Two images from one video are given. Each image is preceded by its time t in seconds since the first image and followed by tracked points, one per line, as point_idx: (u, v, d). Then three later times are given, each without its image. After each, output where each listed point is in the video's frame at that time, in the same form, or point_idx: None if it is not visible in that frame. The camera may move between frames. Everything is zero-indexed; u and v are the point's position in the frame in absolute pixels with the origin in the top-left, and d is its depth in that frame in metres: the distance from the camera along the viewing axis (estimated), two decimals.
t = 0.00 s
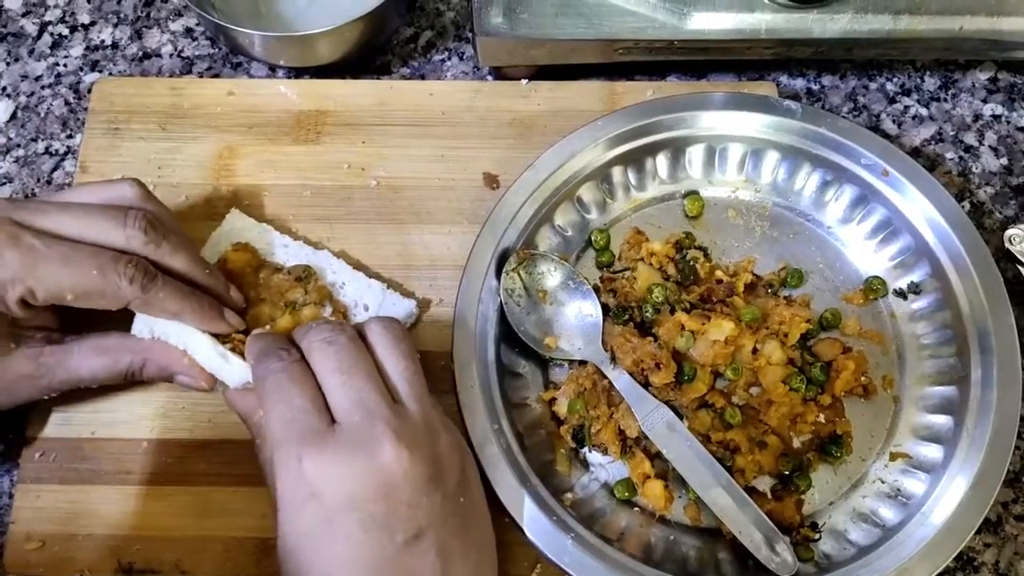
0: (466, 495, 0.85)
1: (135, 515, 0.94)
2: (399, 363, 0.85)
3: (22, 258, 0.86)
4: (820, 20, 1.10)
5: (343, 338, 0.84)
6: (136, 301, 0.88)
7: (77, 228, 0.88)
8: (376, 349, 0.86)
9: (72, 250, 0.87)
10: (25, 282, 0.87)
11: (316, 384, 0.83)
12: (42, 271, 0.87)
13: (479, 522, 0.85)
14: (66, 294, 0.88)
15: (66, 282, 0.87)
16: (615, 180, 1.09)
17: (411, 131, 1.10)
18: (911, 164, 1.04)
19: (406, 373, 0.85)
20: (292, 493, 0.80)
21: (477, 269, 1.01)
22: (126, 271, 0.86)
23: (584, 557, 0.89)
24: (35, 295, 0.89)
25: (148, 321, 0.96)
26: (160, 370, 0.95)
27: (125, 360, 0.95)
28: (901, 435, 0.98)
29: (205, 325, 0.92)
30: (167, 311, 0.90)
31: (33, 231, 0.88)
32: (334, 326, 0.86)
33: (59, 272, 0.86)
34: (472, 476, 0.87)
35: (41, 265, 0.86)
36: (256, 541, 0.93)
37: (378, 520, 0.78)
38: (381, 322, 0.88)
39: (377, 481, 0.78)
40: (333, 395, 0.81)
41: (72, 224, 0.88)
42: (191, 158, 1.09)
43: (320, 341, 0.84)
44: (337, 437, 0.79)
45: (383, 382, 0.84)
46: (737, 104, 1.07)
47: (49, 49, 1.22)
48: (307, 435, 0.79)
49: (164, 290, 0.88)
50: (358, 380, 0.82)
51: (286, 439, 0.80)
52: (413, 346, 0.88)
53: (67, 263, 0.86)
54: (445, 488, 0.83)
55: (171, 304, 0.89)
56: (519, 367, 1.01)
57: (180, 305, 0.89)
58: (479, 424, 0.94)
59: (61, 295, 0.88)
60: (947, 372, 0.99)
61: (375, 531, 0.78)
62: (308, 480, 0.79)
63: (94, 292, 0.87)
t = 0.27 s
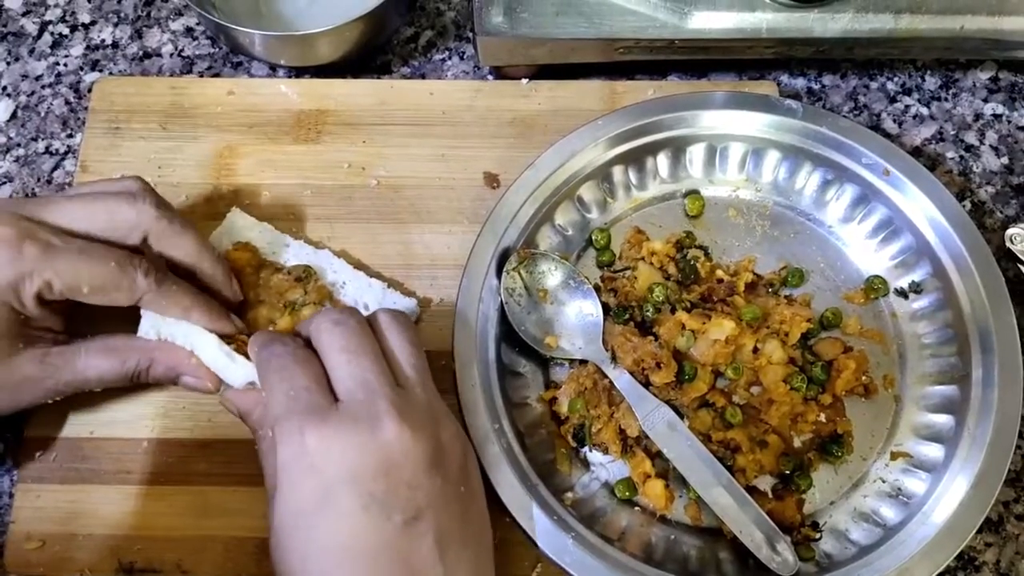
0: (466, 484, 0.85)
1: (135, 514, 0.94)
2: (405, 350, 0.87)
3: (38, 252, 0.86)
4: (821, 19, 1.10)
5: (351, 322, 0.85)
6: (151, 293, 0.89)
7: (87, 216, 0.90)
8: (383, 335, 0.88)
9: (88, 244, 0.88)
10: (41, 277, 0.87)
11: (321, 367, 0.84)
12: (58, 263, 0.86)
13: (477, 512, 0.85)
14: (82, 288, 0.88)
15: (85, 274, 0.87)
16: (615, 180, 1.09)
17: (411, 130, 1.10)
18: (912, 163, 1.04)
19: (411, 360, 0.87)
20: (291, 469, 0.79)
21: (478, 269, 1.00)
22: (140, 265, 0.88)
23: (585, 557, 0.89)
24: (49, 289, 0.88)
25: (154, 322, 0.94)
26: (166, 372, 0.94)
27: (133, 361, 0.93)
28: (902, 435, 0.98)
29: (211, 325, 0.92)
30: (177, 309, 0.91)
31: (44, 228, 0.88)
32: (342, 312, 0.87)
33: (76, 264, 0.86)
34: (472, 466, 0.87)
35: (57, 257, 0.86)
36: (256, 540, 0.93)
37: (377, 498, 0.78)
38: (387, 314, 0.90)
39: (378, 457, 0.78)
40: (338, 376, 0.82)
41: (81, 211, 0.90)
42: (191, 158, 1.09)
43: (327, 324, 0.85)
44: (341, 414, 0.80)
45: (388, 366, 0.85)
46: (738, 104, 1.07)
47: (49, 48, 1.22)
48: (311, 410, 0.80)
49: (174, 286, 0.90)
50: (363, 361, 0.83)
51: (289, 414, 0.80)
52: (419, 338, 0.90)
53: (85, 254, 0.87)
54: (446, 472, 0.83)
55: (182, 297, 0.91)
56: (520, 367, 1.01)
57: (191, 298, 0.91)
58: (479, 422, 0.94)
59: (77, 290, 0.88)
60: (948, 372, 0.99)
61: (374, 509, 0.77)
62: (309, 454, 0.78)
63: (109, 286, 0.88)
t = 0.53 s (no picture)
0: (465, 488, 0.85)
1: (135, 515, 0.94)
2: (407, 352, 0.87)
3: (33, 253, 0.87)
4: (821, 20, 1.09)
5: (353, 324, 0.85)
6: (151, 289, 0.89)
7: (78, 210, 0.91)
8: (384, 337, 0.87)
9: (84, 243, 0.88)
10: (38, 279, 0.87)
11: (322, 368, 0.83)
12: (54, 264, 0.87)
13: (474, 515, 0.85)
14: (80, 288, 0.88)
15: (81, 273, 0.87)
16: (616, 180, 1.09)
17: (412, 131, 1.10)
18: (913, 164, 1.04)
19: (412, 363, 0.86)
20: (290, 470, 0.79)
21: (478, 269, 1.00)
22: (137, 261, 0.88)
23: (585, 557, 0.89)
24: (48, 293, 0.89)
25: (150, 324, 0.93)
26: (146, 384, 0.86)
27: (121, 364, 0.86)
28: (902, 435, 0.98)
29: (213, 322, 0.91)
30: (178, 307, 0.90)
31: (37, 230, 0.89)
32: (343, 313, 0.87)
33: (72, 263, 0.87)
34: (470, 470, 0.87)
35: (53, 258, 0.87)
36: (256, 541, 0.93)
37: (376, 502, 0.78)
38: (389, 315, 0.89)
39: (378, 461, 0.78)
40: (339, 377, 0.82)
41: (71, 208, 0.90)
42: (191, 158, 1.09)
43: (329, 325, 0.85)
44: (342, 416, 0.80)
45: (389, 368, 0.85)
46: (739, 104, 1.07)
47: (50, 49, 1.22)
48: (312, 412, 0.79)
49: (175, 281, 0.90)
50: (365, 363, 0.83)
51: (289, 416, 0.80)
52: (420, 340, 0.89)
53: (79, 252, 0.87)
54: (445, 476, 0.83)
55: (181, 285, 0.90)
56: (520, 367, 1.01)
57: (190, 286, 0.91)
58: (480, 423, 0.94)
59: (75, 290, 0.88)
60: (949, 372, 0.99)
61: (373, 513, 0.77)
62: (309, 457, 0.78)
63: (107, 284, 0.88)
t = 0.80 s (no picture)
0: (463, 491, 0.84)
1: (135, 515, 0.94)
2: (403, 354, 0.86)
3: (27, 258, 0.87)
4: (823, 18, 1.09)
5: (348, 327, 0.84)
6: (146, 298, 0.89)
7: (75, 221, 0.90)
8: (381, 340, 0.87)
9: (80, 248, 0.88)
10: (35, 283, 0.88)
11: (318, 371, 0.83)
12: (48, 269, 0.87)
13: (473, 517, 0.85)
14: (75, 292, 0.89)
15: (77, 280, 0.88)
16: (616, 180, 1.09)
17: (412, 130, 1.10)
18: (914, 163, 1.04)
19: (409, 367, 0.86)
20: (287, 475, 0.79)
21: (479, 268, 1.00)
22: (133, 266, 0.88)
23: (586, 557, 0.88)
24: (43, 297, 0.89)
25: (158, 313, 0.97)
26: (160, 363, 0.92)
27: (128, 352, 0.90)
28: (904, 435, 0.98)
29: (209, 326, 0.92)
30: (174, 312, 0.91)
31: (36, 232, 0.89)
32: (338, 315, 0.86)
33: (66, 269, 0.87)
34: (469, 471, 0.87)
35: (47, 263, 0.87)
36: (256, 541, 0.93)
37: (374, 508, 0.78)
38: (385, 318, 0.89)
39: (376, 466, 0.78)
40: (335, 380, 0.82)
41: (68, 219, 0.90)
42: (191, 158, 1.09)
43: (324, 329, 0.84)
44: (339, 421, 0.79)
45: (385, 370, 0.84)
46: (740, 103, 1.07)
47: (50, 49, 1.22)
48: (308, 416, 0.79)
49: (171, 287, 0.90)
50: (361, 367, 0.82)
51: (285, 421, 0.79)
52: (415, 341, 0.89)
53: (76, 258, 0.88)
54: (443, 481, 0.83)
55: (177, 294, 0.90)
56: (521, 366, 1.01)
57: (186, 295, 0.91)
58: (481, 422, 0.93)
59: (69, 294, 0.89)
60: (951, 372, 0.99)
61: (371, 518, 0.78)
62: (307, 462, 0.78)
63: (101, 291, 0.88)
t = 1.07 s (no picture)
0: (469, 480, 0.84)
1: (138, 514, 0.94)
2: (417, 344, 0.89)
3: (68, 210, 0.87)
4: (824, 17, 1.09)
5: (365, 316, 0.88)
6: (176, 261, 0.90)
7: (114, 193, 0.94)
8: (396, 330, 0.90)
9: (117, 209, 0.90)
10: (69, 235, 0.88)
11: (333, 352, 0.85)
12: (87, 222, 0.88)
13: (477, 508, 0.84)
14: (108, 248, 0.89)
15: (115, 229, 0.88)
16: (618, 178, 1.09)
17: (413, 129, 1.10)
18: (915, 161, 1.04)
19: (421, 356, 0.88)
20: (300, 438, 0.78)
21: (480, 268, 1.00)
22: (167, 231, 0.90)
23: (588, 556, 0.88)
24: (75, 251, 0.89)
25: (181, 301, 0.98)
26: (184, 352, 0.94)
27: (158, 336, 0.91)
28: (906, 433, 0.98)
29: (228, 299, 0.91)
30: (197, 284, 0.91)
31: (76, 190, 0.90)
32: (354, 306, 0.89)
33: (105, 225, 0.88)
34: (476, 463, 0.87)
35: (88, 216, 0.88)
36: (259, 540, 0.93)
37: (383, 477, 0.77)
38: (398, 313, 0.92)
39: (391, 435, 0.79)
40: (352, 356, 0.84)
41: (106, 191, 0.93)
42: (193, 158, 1.09)
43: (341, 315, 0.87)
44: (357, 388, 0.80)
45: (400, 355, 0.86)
46: (741, 102, 1.07)
47: (51, 49, 1.22)
48: (328, 382, 0.80)
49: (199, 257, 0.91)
50: (378, 347, 0.85)
51: (303, 386, 0.80)
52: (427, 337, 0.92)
53: (115, 213, 0.89)
54: (452, 463, 0.83)
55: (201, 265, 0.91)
56: (522, 366, 1.01)
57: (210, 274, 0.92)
58: (483, 422, 0.93)
59: (101, 250, 0.89)
60: (953, 370, 0.99)
61: (379, 486, 0.77)
62: (322, 424, 0.78)
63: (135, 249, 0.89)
